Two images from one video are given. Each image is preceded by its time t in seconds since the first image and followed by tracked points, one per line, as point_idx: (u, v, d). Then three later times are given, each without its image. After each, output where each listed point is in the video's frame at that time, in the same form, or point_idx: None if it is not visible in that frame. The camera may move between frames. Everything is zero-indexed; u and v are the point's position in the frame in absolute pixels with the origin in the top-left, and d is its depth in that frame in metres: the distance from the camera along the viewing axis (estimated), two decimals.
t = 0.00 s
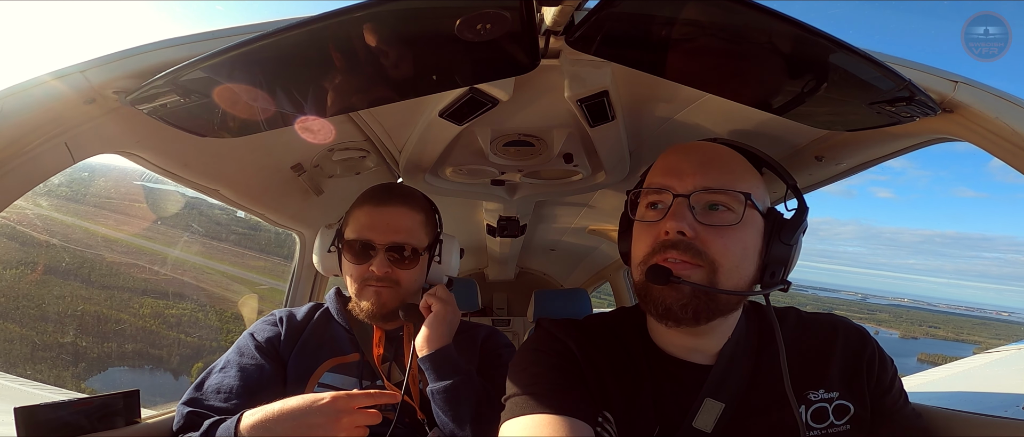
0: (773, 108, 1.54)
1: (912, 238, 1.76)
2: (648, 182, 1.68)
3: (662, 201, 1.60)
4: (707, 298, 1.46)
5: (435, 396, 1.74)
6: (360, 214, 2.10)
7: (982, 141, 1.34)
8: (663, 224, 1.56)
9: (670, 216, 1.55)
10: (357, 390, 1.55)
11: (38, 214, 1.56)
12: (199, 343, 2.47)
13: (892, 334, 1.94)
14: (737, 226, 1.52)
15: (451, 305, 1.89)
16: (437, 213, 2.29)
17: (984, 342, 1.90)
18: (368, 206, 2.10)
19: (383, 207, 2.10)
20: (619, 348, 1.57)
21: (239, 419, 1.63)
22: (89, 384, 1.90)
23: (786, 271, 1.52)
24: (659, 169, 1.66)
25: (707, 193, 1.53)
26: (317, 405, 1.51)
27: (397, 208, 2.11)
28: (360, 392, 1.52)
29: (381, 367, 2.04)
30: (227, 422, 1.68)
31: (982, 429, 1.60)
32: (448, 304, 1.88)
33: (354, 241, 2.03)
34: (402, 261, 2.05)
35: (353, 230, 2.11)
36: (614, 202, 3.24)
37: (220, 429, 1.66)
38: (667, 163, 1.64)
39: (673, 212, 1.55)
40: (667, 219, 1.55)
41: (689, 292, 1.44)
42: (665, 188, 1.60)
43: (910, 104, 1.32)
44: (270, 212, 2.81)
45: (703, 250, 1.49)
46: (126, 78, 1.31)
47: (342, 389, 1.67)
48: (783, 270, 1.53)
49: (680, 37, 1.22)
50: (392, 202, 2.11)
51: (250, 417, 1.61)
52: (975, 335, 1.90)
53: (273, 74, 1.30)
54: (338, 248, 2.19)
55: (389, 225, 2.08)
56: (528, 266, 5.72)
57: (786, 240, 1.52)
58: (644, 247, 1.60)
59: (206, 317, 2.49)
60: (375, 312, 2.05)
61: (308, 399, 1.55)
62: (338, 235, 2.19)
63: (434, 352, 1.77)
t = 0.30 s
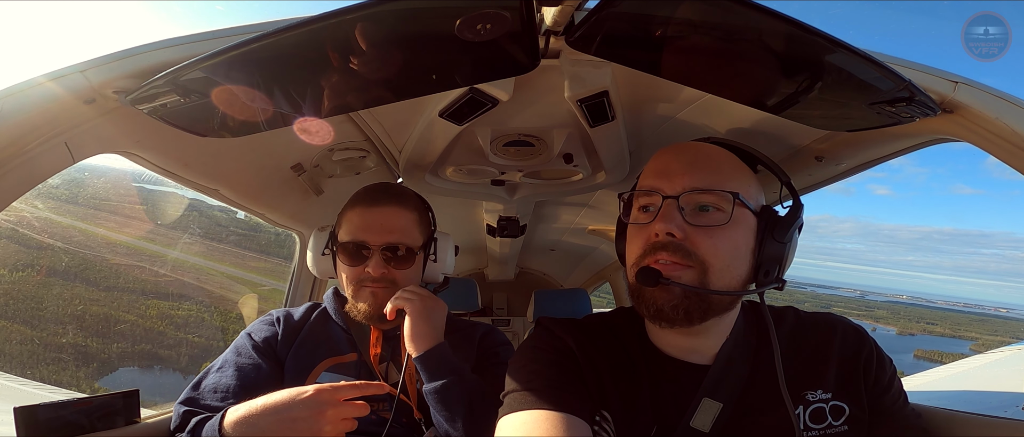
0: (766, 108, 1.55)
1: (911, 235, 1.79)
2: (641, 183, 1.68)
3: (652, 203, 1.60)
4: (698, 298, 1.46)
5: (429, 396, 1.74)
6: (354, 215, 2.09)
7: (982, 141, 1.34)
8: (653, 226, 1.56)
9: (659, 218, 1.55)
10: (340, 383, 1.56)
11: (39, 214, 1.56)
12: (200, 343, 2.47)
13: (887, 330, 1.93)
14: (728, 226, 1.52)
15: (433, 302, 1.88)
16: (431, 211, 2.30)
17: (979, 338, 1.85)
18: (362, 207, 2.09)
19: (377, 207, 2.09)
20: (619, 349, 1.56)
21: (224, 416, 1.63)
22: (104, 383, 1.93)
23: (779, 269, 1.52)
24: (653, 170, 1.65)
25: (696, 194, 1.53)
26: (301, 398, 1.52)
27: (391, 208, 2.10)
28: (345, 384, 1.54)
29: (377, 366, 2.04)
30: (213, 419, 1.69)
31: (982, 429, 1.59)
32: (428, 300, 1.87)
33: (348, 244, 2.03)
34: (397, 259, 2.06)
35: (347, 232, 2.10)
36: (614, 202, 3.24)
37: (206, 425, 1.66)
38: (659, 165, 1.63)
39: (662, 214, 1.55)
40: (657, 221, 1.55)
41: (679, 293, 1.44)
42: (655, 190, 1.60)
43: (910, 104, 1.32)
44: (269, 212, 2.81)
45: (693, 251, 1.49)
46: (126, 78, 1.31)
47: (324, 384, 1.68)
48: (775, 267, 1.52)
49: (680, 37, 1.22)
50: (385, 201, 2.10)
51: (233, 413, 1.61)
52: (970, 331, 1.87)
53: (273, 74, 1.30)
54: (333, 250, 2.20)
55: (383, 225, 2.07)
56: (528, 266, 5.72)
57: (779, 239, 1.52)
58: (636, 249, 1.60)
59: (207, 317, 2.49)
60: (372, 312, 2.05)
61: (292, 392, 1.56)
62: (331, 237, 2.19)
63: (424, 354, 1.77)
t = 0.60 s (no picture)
0: (767, 108, 1.56)
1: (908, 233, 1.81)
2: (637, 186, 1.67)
3: (645, 206, 1.61)
4: (691, 300, 1.46)
5: (423, 393, 1.73)
6: (356, 217, 2.09)
7: (982, 141, 1.34)
8: (645, 230, 1.57)
9: (651, 222, 1.56)
10: (341, 386, 1.55)
11: (40, 214, 1.56)
12: (200, 343, 2.46)
13: (886, 329, 1.93)
14: (720, 227, 1.52)
15: (421, 300, 1.92)
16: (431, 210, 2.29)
17: (977, 337, 1.88)
18: (363, 208, 2.09)
19: (379, 209, 2.09)
20: (619, 349, 1.56)
21: (223, 419, 1.62)
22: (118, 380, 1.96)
23: (775, 269, 1.52)
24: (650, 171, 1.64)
25: (687, 197, 1.53)
26: (301, 401, 1.52)
27: (393, 209, 2.10)
28: (345, 387, 1.53)
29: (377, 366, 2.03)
30: (213, 421, 1.69)
31: (982, 429, 1.59)
32: (417, 302, 1.91)
33: (350, 247, 2.03)
34: (402, 261, 2.06)
35: (348, 234, 2.10)
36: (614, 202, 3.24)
37: (207, 427, 1.66)
38: (652, 168, 1.63)
39: (654, 218, 1.55)
40: (648, 225, 1.56)
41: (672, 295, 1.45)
42: (648, 193, 1.61)
43: (909, 104, 1.32)
44: (269, 212, 2.81)
45: (684, 254, 1.50)
46: (125, 78, 1.31)
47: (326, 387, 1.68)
48: (769, 267, 1.51)
49: (680, 37, 1.22)
50: (387, 202, 2.10)
51: (233, 416, 1.61)
52: (968, 329, 1.90)
53: (272, 74, 1.30)
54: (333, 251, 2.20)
55: (386, 227, 2.07)
56: (528, 266, 5.72)
57: (775, 238, 1.51)
58: (630, 252, 1.61)
59: (207, 317, 2.49)
60: (373, 313, 2.06)
61: (291, 396, 1.56)
62: (331, 237, 2.19)
63: (416, 351, 1.77)
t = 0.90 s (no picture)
0: (763, 109, 1.57)
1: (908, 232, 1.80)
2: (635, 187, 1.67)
3: (642, 208, 1.61)
4: (689, 301, 1.46)
5: (424, 386, 1.73)
6: (357, 215, 2.09)
7: (982, 140, 1.34)
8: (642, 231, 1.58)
9: (648, 223, 1.56)
10: (340, 386, 1.55)
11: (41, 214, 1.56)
12: (201, 343, 2.47)
13: (881, 327, 1.89)
14: (716, 227, 1.52)
15: (426, 297, 1.92)
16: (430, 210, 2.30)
17: (973, 335, 1.87)
18: (365, 206, 2.09)
19: (381, 207, 2.09)
20: (618, 348, 1.57)
21: (222, 419, 1.63)
22: (127, 376, 2.01)
23: (772, 269, 1.52)
24: (648, 170, 1.63)
25: (683, 197, 1.53)
26: (300, 402, 1.51)
27: (396, 208, 2.11)
28: (344, 388, 1.52)
29: (376, 367, 2.03)
30: (211, 422, 1.69)
31: (983, 428, 1.59)
32: (420, 295, 1.91)
33: (350, 246, 2.01)
34: (407, 258, 2.06)
35: (350, 232, 2.10)
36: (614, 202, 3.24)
37: (205, 429, 1.66)
38: (649, 168, 1.63)
39: (650, 219, 1.56)
40: (645, 226, 1.56)
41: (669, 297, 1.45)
42: (644, 195, 1.61)
43: (909, 104, 1.32)
44: (269, 212, 2.81)
45: (681, 255, 1.50)
46: (125, 78, 1.31)
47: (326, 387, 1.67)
48: (766, 266, 1.51)
49: (680, 37, 1.22)
50: (389, 201, 2.11)
51: (233, 416, 1.61)
52: (964, 328, 1.89)
53: (273, 74, 1.30)
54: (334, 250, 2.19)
55: (389, 225, 2.08)
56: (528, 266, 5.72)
57: (772, 237, 1.52)
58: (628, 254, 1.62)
59: (207, 317, 2.49)
60: (375, 311, 2.07)
61: (292, 397, 1.55)
62: (332, 236, 2.20)
63: (419, 346, 1.77)
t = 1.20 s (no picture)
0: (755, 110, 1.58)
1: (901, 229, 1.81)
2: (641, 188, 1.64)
3: (661, 206, 1.56)
4: (713, 302, 1.47)
5: (425, 385, 1.73)
6: (359, 215, 2.08)
7: (981, 140, 1.34)
8: (665, 230, 1.53)
9: (671, 223, 1.52)
10: (340, 388, 1.54)
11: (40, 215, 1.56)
12: (200, 343, 2.47)
13: (873, 322, 1.97)
14: (736, 228, 1.53)
15: (426, 297, 1.91)
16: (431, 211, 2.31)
17: (963, 330, 1.90)
18: (369, 206, 2.09)
19: (382, 207, 2.09)
20: (617, 348, 1.57)
21: (222, 420, 1.63)
22: (132, 374, 2.02)
23: (777, 267, 1.57)
24: (656, 168, 1.61)
25: (706, 197, 1.53)
26: (300, 403, 1.51)
27: (398, 208, 2.11)
28: (344, 389, 1.51)
29: (376, 366, 2.03)
30: (211, 423, 1.69)
31: (982, 429, 1.59)
32: (423, 294, 1.92)
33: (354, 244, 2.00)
34: (410, 258, 2.06)
35: (352, 231, 2.09)
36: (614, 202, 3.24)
37: (203, 430, 1.66)
38: (662, 166, 1.60)
39: (674, 218, 1.52)
40: (670, 226, 1.52)
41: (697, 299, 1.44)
42: (663, 193, 1.57)
43: (909, 104, 1.32)
44: (269, 212, 2.82)
45: (707, 255, 1.49)
46: (125, 78, 1.31)
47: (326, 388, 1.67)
48: (775, 265, 1.56)
49: (680, 37, 1.22)
50: (392, 200, 2.11)
51: (232, 417, 1.61)
52: (954, 323, 1.93)
53: (273, 74, 1.30)
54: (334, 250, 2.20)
55: (392, 225, 2.08)
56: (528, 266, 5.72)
57: (776, 236, 1.56)
58: (644, 253, 1.57)
59: (207, 317, 2.49)
60: (376, 311, 2.08)
61: (291, 398, 1.55)
62: (333, 237, 2.20)
63: (422, 344, 1.77)
